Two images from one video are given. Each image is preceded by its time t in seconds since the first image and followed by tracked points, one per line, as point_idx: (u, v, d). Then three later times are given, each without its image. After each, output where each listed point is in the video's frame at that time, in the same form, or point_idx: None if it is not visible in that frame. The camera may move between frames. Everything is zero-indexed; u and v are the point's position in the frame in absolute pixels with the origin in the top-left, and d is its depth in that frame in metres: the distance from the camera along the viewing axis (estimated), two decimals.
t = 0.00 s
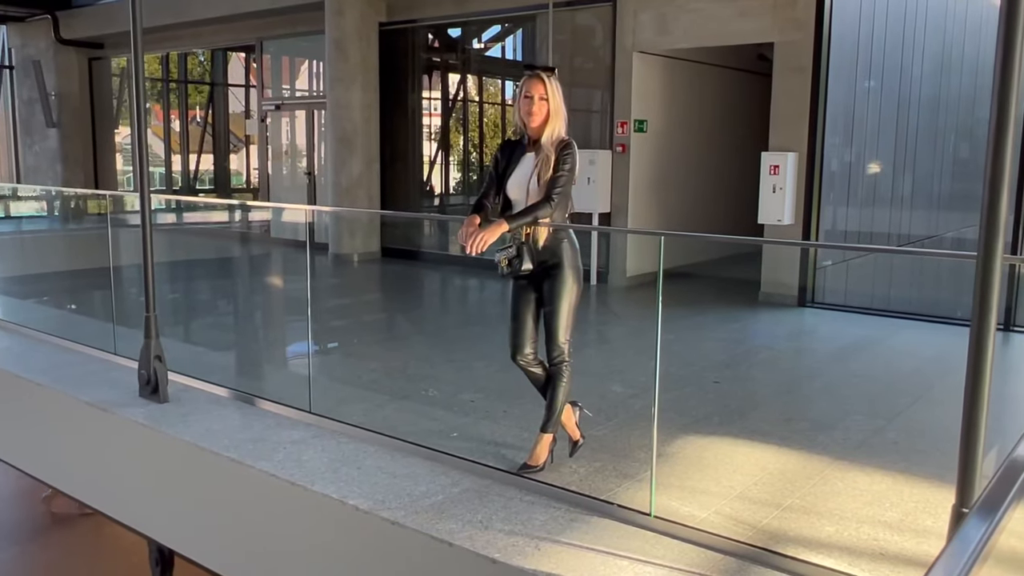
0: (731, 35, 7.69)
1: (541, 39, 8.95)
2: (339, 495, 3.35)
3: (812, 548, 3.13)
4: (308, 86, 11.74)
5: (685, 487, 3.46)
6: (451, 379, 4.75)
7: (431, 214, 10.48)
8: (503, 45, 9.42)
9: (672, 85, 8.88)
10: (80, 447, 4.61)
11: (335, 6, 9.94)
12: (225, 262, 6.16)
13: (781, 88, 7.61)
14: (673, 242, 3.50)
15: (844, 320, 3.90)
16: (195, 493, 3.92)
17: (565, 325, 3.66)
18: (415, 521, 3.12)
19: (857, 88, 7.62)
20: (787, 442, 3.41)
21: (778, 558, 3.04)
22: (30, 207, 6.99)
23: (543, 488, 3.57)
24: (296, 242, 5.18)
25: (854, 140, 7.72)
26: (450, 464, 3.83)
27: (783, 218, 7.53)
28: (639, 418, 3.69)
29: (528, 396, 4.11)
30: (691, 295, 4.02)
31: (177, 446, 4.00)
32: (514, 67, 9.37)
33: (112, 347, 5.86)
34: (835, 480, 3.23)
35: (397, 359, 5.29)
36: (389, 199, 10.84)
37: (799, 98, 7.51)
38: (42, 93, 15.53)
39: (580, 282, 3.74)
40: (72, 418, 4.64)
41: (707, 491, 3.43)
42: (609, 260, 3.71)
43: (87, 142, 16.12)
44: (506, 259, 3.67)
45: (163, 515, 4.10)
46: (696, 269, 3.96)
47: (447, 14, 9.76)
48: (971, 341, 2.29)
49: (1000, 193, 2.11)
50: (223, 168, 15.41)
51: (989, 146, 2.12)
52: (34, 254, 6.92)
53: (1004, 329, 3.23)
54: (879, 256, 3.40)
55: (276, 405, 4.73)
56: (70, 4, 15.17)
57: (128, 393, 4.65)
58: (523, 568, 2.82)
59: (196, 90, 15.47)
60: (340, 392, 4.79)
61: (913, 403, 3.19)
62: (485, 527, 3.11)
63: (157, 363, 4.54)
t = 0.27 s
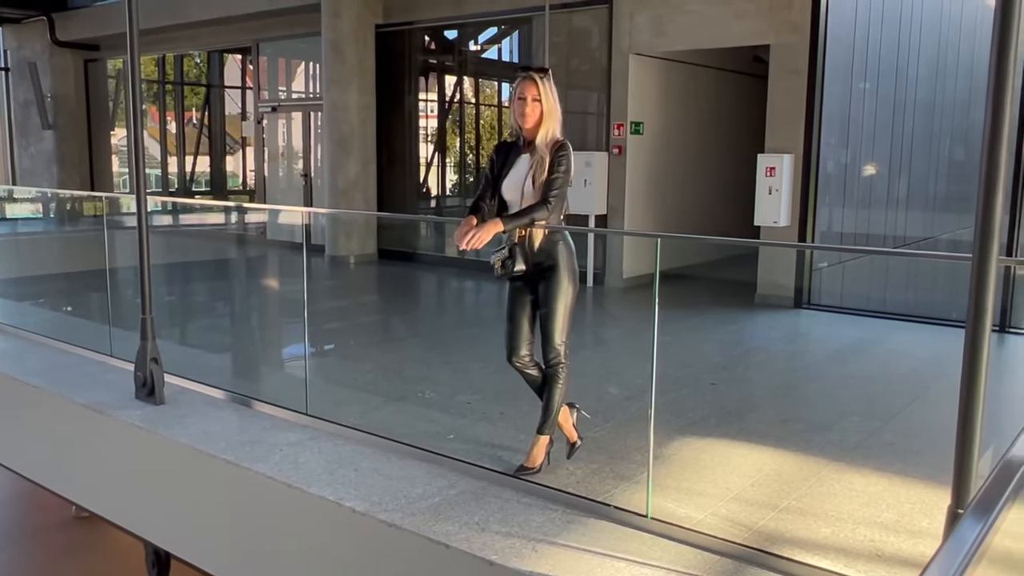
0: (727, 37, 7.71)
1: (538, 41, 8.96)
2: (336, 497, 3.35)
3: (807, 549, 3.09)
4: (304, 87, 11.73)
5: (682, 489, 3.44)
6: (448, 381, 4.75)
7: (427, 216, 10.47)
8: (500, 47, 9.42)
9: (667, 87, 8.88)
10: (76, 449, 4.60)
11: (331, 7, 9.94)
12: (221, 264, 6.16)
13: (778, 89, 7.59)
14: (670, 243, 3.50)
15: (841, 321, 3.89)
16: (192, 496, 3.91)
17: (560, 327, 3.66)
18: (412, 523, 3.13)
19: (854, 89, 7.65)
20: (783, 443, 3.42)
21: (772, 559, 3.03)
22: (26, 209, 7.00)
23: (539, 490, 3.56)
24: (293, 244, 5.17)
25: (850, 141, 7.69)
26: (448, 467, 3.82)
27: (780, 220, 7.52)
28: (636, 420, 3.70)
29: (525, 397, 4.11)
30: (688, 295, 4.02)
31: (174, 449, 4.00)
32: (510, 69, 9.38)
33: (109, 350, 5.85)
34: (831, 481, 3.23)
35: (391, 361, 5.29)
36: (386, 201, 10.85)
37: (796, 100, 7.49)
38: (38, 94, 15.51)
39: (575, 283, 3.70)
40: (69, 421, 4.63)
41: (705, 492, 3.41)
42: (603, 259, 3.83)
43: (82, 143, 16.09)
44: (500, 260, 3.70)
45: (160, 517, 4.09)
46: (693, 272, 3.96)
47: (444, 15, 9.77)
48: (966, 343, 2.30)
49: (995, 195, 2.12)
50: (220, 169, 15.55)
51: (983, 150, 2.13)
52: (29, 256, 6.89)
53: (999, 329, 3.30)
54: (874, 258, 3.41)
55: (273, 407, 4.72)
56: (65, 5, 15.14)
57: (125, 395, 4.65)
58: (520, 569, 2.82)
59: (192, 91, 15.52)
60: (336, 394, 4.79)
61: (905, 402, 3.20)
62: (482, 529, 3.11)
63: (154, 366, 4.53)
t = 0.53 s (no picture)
0: (728, 35, 7.63)
1: (536, 39, 8.86)
2: (330, 504, 3.23)
3: (814, 557, 2.98)
4: (299, 86, 11.61)
5: (684, 496, 3.30)
6: (445, 385, 4.64)
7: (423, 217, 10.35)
8: (498, 45, 9.31)
9: (667, 86, 8.77)
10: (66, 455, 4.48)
11: (327, 5, 9.85)
12: (214, 265, 6.04)
13: (780, 88, 7.54)
14: (672, 244, 3.36)
15: (851, 324, 3.79)
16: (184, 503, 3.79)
17: (560, 329, 3.54)
18: (409, 530, 3.01)
19: (858, 89, 7.57)
20: (791, 449, 3.32)
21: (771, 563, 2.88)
22: (15, 209, 6.84)
23: (536, 495, 3.43)
24: (287, 245, 5.06)
25: (854, 140, 7.65)
26: (445, 472, 3.70)
27: (782, 220, 7.46)
28: (640, 425, 3.58)
29: (525, 401, 4.00)
30: (693, 298, 3.92)
31: (164, 454, 3.88)
32: (508, 67, 9.28)
33: (99, 352, 5.72)
34: (837, 488, 3.13)
35: (387, 364, 5.17)
36: (382, 201, 10.73)
37: (798, 99, 7.44)
38: (28, 93, 15.35)
39: (575, 285, 3.60)
40: (58, 425, 4.51)
41: (709, 498, 3.28)
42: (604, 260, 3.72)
43: (72, 143, 15.93)
44: (496, 262, 3.58)
45: (151, 525, 3.98)
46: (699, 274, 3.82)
47: (440, 13, 9.66)
48: (971, 358, 2.15)
49: (1002, 183, 1.97)
50: (212, 169, 15.50)
51: (990, 148, 1.98)
52: (16, 256, 6.75)
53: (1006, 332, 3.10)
54: (882, 259, 3.31)
55: (266, 411, 4.60)
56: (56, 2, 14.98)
57: (116, 399, 4.53)
58: None
59: (184, 90, 15.48)
60: (331, 397, 4.67)
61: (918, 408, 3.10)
62: (481, 535, 2.99)
63: (144, 369, 4.41)
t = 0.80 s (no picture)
0: (727, 38, 7.64)
1: (535, 42, 8.87)
2: (330, 506, 3.23)
3: (811, 559, 3.06)
4: (298, 89, 11.61)
5: (683, 498, 3.36)
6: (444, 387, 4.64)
7: (423, 219, 10.35)
8: (496, 47, 9.32)
9: (666, 88, 8.78)
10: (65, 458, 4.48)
11: (325, 7, 9.85)
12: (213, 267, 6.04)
13: (779, 91, 7.55)
14: (672, 248, 3.38)
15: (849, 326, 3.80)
16: (184, 506, 3.79)
17: (559, 332, 3.55)
18: (408, 532, 3.01)
19: (856, 91, 7.59)
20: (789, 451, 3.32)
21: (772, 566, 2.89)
22: (12, 212, 6.76)
23: (535, 498, 3.43)
24: (286, 247, 5.06)
25: (852, 143, 7.65)
26: (444, 474, 3.69)
27: (781, 223, 7.47)
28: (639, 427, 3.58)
29: (524, 404, 4.01)
30: (691, 300, 3.92)
31: (163, 457, 3.88)
32: (507, 69, 9.28)
33: (98, 356, 5.71)
34: (835, 490, 3.13)
35: (386, 366, 5.18)
36: (382, 203, 10.74)
37: (796, 102, 7.45)
38: (26, 96, 15.36)
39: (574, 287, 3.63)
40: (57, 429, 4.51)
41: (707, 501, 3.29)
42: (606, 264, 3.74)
43: (71, 146, 15.95)
44: (496, 266, 3.55)
45: (150, 529, 3.97)
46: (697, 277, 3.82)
47: (439, 15, 9.67)
48: (969, 360, 2.15)
49: (1001, 188, 1.98)
50: (212, 171, 15.53)
51: (987, 150, 1.98)
52: (14, 259, 6.74)
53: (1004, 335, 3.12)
54: (879, 262, 3.33)
55: (266, 414, 4.60)
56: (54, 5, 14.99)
57: (115, 402, 4.53)
58: None
59: (183, 92, 15.32)
60: (331, 399, 4.66)
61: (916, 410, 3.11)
62: (480, 538, 2.99)
63: (144, 372, 4.41)
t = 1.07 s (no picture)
0: (726, 41, 7.66)
1: (534, 45, 8.87)
2: (330, 508, 3.23)
3: (811, 561, 3.05)
4: (297, 91, 11.62)
5: (682, 499, 3.34)
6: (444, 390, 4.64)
7: (422, 222, 10.36)
8: (495, 50, 9.33)
9: (664, 91, 8.78)
10: (64, 460, 4.48)
11: (324, 10, 9.86)
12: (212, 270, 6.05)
13: (777, 94, 7.57)
14: (670, 251, 3.37)
15: (849, 329, 3.80)
16: (183, 508, 3.79)
17: (557, 334, 3.56)
18: (408, 534, 3.01)
19: (855, 93, 7.61)
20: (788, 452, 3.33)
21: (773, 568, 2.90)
22: (10, 215, 6.78)
23: (534, 500, 3.43)
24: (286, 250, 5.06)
25: (851, 145, 7.67)
26: (443, 476, 3.69)
27: (780, 225, 7.49)
28: (638, 429, 3.59)
29: (523, 406, 4.01)
30: (690, 302, 3.93)
31: (163, 459, 3.88)
32: (506, 72, 9.29)
33: (97, 358, 5.71)
34: (835, 491, 3.15)
35: (386, 369, 5.17)
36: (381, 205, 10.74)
37: (794, 105, 7.47)
38: (25, 98, 15.36)
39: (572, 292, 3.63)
40: (56, 431, 4.51)
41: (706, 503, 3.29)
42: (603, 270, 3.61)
43: (69, 149, 15.95)
44: (493, 267, 3.58)
45: (150, 531, 3.97)
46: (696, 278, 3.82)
47: (439, 18, 9.68)
48: (968, 363, 2.15)
49: (1000, 192, 1.98)
50: (211, 175, 15.19)
51: (986, 152, 1.99)
52: (12, 262, 6.74)
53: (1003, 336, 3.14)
54: (877, 264, 3.33)
55: (265, 416, 4.60)
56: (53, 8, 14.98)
57: (114, 405, 4.53)
58: None
59: (181, 95, 15.20)
60: (331, 401, 4.66)
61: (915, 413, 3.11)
62: (479, 540, 2.99)
63: (143, 374, 4.41)
